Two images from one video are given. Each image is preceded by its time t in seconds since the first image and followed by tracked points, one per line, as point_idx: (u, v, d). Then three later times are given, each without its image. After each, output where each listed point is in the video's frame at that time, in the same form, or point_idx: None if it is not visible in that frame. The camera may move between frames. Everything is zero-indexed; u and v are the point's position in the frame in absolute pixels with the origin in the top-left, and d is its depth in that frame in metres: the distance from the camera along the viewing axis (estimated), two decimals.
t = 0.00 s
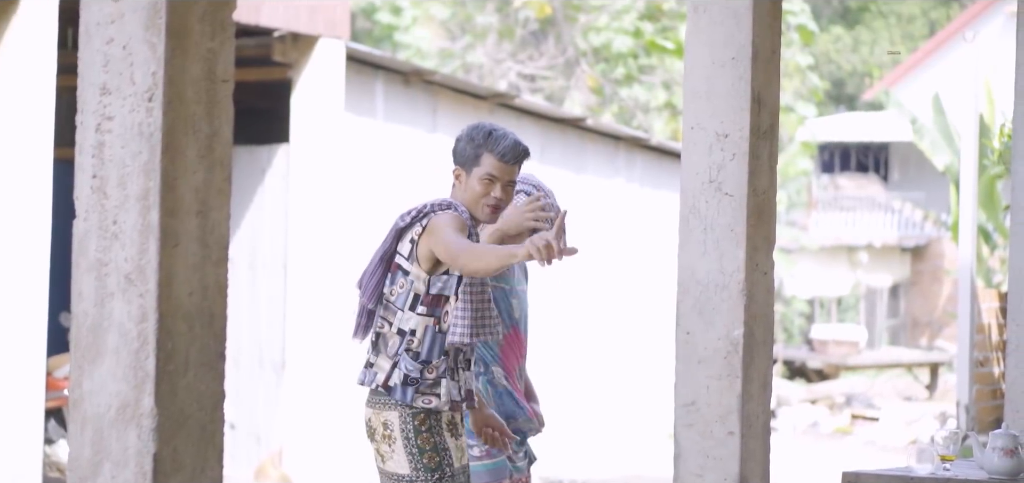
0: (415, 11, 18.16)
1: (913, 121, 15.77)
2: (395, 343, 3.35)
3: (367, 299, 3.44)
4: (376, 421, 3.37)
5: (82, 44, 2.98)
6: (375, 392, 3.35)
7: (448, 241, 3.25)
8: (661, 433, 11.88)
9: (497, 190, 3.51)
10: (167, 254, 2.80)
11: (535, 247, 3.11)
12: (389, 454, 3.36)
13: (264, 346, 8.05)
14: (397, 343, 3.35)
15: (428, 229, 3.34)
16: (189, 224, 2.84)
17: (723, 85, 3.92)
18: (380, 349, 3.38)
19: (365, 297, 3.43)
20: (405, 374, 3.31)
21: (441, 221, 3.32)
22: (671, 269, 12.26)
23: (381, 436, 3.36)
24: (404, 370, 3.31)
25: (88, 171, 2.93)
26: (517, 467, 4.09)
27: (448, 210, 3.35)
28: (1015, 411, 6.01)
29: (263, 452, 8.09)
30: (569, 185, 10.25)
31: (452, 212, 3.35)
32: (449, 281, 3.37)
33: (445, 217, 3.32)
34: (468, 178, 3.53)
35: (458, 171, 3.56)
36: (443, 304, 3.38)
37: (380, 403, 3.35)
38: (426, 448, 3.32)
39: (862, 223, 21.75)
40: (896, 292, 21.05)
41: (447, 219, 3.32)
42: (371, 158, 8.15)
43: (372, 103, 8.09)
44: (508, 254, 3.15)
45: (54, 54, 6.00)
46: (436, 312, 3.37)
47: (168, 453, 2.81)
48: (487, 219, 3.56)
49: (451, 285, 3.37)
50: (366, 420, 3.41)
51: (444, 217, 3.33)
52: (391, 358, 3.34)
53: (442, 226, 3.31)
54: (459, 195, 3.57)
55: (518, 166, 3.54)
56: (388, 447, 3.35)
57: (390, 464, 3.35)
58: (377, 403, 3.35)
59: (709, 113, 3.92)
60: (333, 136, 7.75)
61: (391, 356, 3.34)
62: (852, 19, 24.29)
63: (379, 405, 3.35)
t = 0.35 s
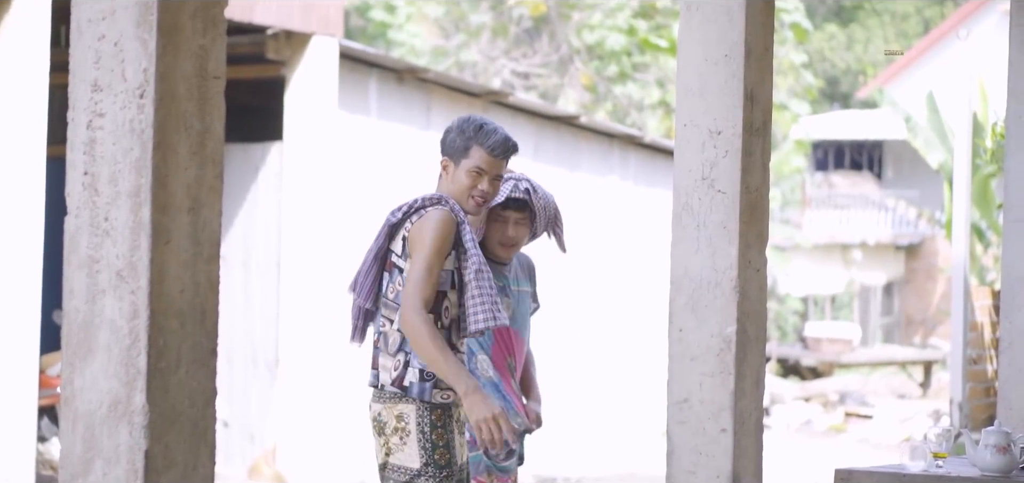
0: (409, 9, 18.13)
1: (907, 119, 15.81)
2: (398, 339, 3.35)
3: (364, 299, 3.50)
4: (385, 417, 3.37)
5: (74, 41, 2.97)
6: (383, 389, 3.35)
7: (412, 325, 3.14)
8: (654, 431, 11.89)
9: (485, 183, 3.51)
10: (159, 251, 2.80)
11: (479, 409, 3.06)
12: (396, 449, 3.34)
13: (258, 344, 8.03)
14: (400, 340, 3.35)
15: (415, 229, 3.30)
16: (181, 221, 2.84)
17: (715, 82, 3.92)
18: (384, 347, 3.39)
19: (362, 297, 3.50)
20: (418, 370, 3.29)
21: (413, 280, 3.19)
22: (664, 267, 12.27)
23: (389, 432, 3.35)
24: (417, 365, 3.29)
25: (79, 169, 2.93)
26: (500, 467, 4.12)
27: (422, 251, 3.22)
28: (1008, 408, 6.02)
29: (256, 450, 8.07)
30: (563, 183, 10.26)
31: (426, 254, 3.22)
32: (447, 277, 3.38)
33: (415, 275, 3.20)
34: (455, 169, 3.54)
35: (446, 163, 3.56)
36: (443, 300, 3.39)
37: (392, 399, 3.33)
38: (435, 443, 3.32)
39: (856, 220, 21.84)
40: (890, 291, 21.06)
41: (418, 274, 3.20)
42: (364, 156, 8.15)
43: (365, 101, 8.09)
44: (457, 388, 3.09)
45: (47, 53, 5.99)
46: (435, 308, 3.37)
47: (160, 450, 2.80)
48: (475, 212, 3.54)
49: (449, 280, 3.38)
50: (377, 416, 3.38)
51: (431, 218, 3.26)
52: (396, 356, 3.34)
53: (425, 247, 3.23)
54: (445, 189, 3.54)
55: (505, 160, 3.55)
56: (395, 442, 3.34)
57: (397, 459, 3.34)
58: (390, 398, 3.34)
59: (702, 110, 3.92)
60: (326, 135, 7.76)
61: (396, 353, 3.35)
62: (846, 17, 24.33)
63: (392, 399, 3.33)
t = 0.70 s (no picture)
0: (404, 5, 18.10)
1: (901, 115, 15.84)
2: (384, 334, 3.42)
3: (355, 295, 3.55)
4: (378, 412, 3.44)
5: (69, 32, 2.97)
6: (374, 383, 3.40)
7: (388, 322, 3.22)
8: (648, 426, 11.89)
9: (473, 178, 3.53)
10: (155, 240, 2.80)
11: (425, 424, 3.24)
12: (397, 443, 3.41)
13: (252, 338, 8.01)
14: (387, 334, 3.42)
15: (401, 225, 3.35)
16: (175, 210, 2.84)
17: (710, 75, 3.92)
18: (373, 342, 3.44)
19: (354, 293, 3.55)
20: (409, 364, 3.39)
21: (396, 274, 3.26)
22: (658, 262, 12.28)
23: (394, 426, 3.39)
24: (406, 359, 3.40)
25: (74, 158, 2.92)
26: (493, 459, 4.07)
27: (406, 250, 3.28)
28: (1000, 401, 6.03)
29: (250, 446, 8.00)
30: (558, 178, 10.27)
31: (410, 251, 3.28)
32: (430, 274, 3.42)
33: (398, 269, 3.27)
34: (442, 164, 3.54)
35: (433, 157, 3.56)
36: (427, 294, 3.44)
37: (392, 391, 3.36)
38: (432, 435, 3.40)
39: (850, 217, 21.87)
40: (884, 287, 21.08)
41: (402, 270, 3.26)
42: (360, 151, 8.15)
43: (360, 95, 8.09)
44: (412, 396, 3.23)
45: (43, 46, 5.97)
46: (421, 302, 3.43)
47: (155, 439, 2.80)
48: (463, 206, 3.56)
49: (431, 276, 3.43)
50: (380, 410, 3.42)
51: (416, 214, 3.32)
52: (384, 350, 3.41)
53: (408, 244, 3.29)
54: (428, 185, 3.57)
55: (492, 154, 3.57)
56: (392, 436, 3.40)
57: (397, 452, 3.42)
58: (388, 391, 3.37)
59: (697, 102, 3.92)
60: (321, 129, 7.75)
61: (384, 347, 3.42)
62: (840, 14, 24.35)
63: (390, 393, 3.36)
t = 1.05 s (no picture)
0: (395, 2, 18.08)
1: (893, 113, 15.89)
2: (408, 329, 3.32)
3: (371, 293, 3.43)
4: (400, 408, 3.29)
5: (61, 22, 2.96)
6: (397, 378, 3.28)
7: (392, 311, 3.14)
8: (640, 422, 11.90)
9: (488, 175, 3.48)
10: (148, 229, 2.81)
11: (405, 416, 3.10)
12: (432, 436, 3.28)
13: (244, 335, 7.96)
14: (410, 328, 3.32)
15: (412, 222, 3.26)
16: (169, 199, 2.85)
17: (701, 67, 3.84)
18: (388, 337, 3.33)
19: (369, 291, 3.42)
20: (435, 356, 3.30)
21: (404, 264, 3.18)
22: (650, 259, 12.31)
23: (437, 419, 3.28)
24: (429, 352, 3.30)
25: (67, 147, 2.91)
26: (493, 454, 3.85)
27: (415, 241, 3.20)
28: (993, 394, 6.05)
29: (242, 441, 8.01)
30: (550, 174, 10.29)
31: (420, 243, 3.20)
32: (443, 265, 3.32)
33: (405, 262, 3.18)
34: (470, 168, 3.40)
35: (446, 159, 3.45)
36: (445, 286, 3.34)
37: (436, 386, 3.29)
38: (460, 424, 3.28)
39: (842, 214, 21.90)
40: (876, 284, 21.12)
41: (409, 260, 3.18)
42: (352, 146, 8.16)
43: (352, 91, 8.10)
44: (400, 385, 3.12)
45: (37, 40, 5.97)
46: (439, 294, 3.34)
47: (148, 427, 2.81)
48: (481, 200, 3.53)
49: (445, 267, 3.32)
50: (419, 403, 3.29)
51: (427, 210, 3.24)
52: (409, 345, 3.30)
53: (418, 237, 3.21)
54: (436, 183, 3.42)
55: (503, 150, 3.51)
56: (429, 430, 3.28)
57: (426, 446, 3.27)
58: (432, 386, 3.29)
59: (689, 94, 3.85)
60: (314, 124, 7.76)
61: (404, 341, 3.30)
62: (832, 12, 24.41)
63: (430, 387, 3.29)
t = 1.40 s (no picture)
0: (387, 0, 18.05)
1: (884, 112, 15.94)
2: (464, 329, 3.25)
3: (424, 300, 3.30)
4: (451, 397, 3.27)
5: (48, 16, 2.96)
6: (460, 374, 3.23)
7: (460, 321, 3.10)
8: (631, 420, 11.91)
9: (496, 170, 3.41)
10: (136, 222, 2.80)
11: (504, 419, 3.12)
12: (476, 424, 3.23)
13: (234, 333, 7.99)
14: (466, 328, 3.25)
15: (457, 229, 3.19)
16: (157, 193, 2.84)
17: (690, 62, 3.74)
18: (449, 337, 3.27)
19: (419, 298, 3.29)
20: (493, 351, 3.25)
21: (462, 271, 3.12)
22: (641, 257, 12.33)
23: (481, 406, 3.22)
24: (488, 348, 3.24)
25: (56, 141, 2.92)
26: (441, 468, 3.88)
27: (467, 246, 3.14)
28: (982, 392, 6.05)
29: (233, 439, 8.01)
30: (542, 172, 10.29)
31: (472, 247, 3.14)
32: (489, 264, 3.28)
33: (462, 267, 3.12)
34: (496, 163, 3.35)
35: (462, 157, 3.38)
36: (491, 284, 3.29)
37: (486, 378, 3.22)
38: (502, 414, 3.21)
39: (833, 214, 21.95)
40: (867, 283, 21.16)
41: (467, 266, 3.12)
42: (344, 145, 8.17)
43: (344, 89, 8.10)
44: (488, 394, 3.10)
45: (26, 38, 5.98)
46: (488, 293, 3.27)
47: (137, 421, 2.80)
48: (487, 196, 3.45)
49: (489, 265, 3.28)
50: (466, 392, 3.23)
51: (471, 214, 3.17)
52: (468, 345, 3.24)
53: (469, 240, 3.15)
54: (458, 181, 3.33)
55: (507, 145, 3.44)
56: (472, 418, 3.23)
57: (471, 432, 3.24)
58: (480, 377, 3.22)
59: (679, 90, 3.74)
60: (306, 123, 7.75)
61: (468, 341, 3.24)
62: (823, 11, 24.47)
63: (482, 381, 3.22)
